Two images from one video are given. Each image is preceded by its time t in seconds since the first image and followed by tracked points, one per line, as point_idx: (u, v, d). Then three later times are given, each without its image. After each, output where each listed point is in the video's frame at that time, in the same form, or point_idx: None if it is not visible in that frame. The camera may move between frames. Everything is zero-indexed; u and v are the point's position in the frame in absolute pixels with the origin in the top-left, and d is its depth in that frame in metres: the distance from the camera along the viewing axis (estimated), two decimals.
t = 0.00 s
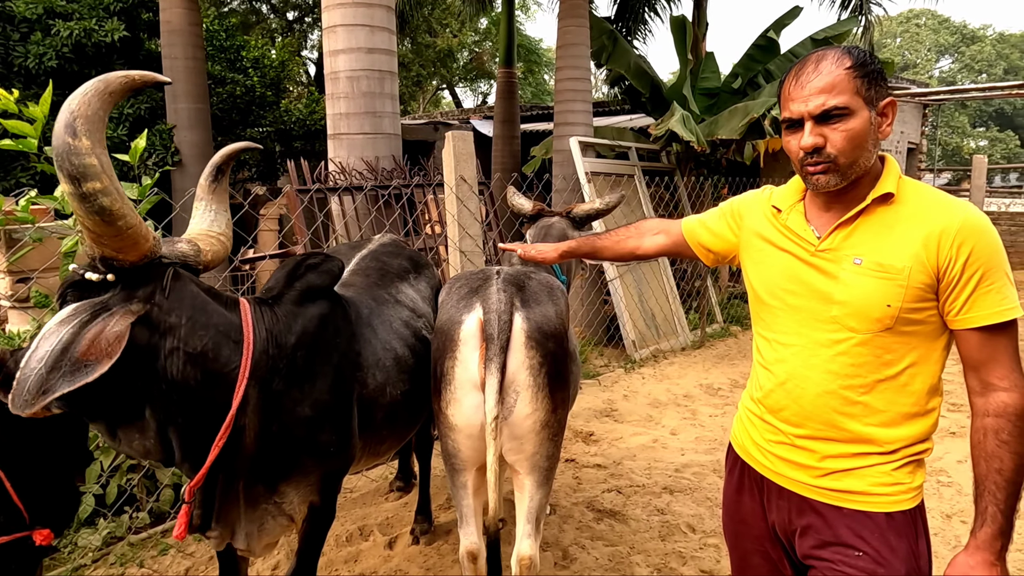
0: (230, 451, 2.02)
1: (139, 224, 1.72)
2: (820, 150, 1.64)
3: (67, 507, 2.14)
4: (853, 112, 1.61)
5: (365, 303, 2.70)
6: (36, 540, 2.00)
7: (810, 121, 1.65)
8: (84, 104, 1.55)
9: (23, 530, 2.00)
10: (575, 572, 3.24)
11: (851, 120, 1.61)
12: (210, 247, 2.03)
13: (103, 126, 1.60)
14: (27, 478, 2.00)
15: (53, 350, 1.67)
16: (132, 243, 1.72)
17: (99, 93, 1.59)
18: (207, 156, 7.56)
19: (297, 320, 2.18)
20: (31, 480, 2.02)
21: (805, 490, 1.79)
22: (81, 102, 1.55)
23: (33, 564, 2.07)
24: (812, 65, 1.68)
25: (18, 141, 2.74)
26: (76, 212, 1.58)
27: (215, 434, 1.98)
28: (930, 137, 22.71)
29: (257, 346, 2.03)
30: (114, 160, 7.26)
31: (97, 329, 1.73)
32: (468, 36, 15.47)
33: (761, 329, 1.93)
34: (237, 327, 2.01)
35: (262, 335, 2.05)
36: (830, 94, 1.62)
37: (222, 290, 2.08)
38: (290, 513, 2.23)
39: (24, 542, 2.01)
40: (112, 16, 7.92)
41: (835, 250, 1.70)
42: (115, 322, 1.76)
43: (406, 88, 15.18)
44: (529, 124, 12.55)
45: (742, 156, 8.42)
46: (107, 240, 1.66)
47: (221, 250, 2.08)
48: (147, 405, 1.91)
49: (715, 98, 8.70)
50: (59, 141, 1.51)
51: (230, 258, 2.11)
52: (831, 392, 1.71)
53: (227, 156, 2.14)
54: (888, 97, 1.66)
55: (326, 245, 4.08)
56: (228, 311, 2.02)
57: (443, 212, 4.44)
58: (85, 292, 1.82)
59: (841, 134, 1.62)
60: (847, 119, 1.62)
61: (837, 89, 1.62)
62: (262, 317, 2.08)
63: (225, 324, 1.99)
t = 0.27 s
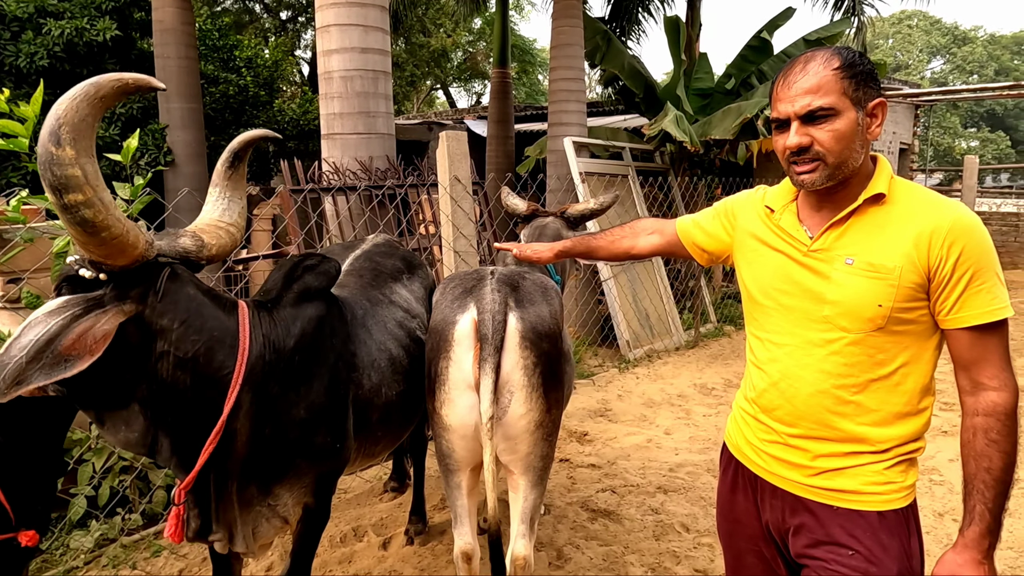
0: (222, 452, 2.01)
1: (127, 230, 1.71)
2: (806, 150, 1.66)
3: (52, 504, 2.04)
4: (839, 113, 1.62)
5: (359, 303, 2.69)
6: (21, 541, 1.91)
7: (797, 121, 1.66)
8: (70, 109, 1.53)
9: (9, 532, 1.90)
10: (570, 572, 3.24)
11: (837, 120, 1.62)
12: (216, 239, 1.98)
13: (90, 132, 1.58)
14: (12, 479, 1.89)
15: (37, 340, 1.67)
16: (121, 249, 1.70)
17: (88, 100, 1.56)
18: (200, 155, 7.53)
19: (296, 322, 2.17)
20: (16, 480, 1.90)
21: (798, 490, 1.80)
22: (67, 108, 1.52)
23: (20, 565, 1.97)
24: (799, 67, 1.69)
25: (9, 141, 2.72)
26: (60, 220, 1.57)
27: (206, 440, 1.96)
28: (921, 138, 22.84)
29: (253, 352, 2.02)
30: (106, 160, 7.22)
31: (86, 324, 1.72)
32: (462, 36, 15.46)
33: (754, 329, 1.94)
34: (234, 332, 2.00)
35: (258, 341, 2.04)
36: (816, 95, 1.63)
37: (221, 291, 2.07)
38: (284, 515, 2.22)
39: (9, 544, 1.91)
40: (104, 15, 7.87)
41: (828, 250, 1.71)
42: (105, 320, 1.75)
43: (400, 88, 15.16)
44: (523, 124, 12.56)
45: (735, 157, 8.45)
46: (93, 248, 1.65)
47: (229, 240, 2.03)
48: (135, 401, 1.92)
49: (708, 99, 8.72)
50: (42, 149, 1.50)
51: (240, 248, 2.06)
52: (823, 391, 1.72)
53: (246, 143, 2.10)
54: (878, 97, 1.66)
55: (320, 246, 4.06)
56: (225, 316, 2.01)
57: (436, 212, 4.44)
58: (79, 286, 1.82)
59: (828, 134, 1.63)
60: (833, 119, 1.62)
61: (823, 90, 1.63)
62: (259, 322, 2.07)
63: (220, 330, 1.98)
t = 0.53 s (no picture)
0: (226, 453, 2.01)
1: (96, 234, 1.70)
2: (804, 149, 1.66)
3: (51, 511, 2.24)
4: (835, 112, 1.62)
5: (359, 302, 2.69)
6: (17, 543, 2.07)
7: (794, 119, 1.66)
8: (5, 122, 1.52)
9: (7, 533, 2.10)
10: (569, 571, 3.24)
11: (835, 119, 1.63)
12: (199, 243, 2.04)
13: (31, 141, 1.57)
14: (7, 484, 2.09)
15: (89, 367, 1.70)
16: (94, 253, 1.69)
17: (18, 108, 1.54)
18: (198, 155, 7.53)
19: (296, 321, 2.17)
20: (15, 487, 2.11)
21: (795, 489, 1.80)
22: None
23: (16, 565, 2.16)
24: (797, 67, 1.70)
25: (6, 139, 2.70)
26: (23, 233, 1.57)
27: (212, 439, 1.98)
28: (919, 138, 22.87)
29: (251, 351, 2.02)
30: (103, 159, 7.21)
31: (116, 336, 1.76)
32: (461, 36, 15.45)
33: (752, 328, 1.94)
34: (230, 332, 2.00)
35: (256, 340, 2.04)
36: (813, 94, 1.63)
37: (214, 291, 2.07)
38: (286, 514, 2.22)
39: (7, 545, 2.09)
40: (101, 14, 7.85)
41: (826, 250, 1.71)
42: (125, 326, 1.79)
43: (399, 87, 15.15)
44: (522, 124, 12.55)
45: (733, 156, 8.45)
46: (66, 255, 1.64)
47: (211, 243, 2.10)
48: (142, 409, 1.95)
49: (706, 99, 8.73)
50: None
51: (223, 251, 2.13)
52: (820, 390, 1.72)
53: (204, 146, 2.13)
54: (875, 97, 1.66)
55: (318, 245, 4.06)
56: (221, 316, 2.00)
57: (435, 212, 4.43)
58: (73, 310, 1.80)
59: (824, 133, 1.63)
60: (830, 118, 1.63)
61: (820, 89, 1.63)
62: (257, 321, 2.07)
63: (215, 329, 1.97)
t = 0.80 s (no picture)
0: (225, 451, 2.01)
1: (118, 226, 1.69)
2: (799, 148, 1.66)
3: (54, 512, 2.13)
4: (832, 111, 1.62)
5: (358, 301, 2.69)
6: (20, 542, 1.97)
7: (790, 119, 1.66)
8: (45, 106, 1.52)
9: (9, 532, 1.99)
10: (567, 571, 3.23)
11: (831, 118, 1.62)
12: (196, 243, 2.01)
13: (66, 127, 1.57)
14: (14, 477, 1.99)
15: (72, 356, 1.66)
16: (114, 245, 1.69)
17: (57, 93, 1.54)
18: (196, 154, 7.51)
19: (293, 320, 2.17)
20: (18, 483, 2.01)
21: (793, 486, 1.80)
22: (40, 103, 1.51)
23: (20, 565, 2.06)
24: (794, 66, 1.70)
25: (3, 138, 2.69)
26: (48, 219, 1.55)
27: (212, 438, 1.97)
28: (917, 137, 22.88)
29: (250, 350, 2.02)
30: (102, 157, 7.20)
31: (110, 329, 1.73)
32: (460, 35, 15.45)
33: (751, 327, 1.94)
34: (231, 328, 2.00)
35: (255, 338, 2.04)
36: (808, 93, 1.64)
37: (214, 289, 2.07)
38: (285, 513, 2.22)
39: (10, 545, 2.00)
40: (99, 12, 7.83)
41: (825, 249, 1.71)
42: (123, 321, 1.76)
43: (397, 86, 15.14)
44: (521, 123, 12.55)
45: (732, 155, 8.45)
46: (87, 245, 1.63)
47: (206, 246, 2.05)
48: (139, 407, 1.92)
49: (705, 98, 8.73)
50: (22, 146, 1.48)
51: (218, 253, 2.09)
52: (818, 388, 1.72)
53: (207, 147, 2.08)
54: (872, 95, 1.65)
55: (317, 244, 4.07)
56: (221, 313, 2.00)
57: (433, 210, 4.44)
58: (75, 300, 1.78)
59: (820, 131, 1.63)
60: (825, 117, 1.63)
61: (815, 89, 1.63)
62: (256, 319, 2.07)
63: (217, 327, 1.97)
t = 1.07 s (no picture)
0: (222, 447, 2.01)
1: (143, 218, 1.68)
2: (793, 147, 1.66)
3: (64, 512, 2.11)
4: (825, 110, 1.62)
5: (356, 300, 2.69)
6: (30, 540, 1.96)
7: (785, 118, 1.67)
8: (95, 91, 1.53)
9: (17, 531, 1.95)
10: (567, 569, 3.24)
11: (825, 117, 1.62)
12: (228, 232, 1.99)
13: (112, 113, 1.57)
14: (28, 475, 1.98)
15: (54, 326, 1.62)
16: (134, 236, 1.68)
17: (109, 81, 1.55)
18: (195, 152, 7.50)
19: (294, 318, 2.17)
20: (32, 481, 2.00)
21: (791, 483, 1.80)
22: (91, 88, 1.53)
23: (28, 564, 2.04)
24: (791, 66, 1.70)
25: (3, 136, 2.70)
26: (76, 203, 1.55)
27: (208, 436, 1.97)
28: (916, 136, 22.88)
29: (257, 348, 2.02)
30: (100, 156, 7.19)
31: (103, 311, 1.69)
32: (458, 33, 15.44)
33: (751, 325, 1.94)
34: (242, 328, 1.98)
35: (264, 335, 2.04)
36: (802, 93, 1.64)
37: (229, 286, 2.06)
38: (280, 512, 2.22)
39: (18, 544, 1.98)
40: (98, 10, 7.81)
41: (824, 248, 1.71)
42: (122, 307, 1.73)
43: (396, 85, 15.13)
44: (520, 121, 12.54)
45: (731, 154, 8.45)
46: (109, 234, 1.63)
47: (241, 236, 2.04)
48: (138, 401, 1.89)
49: (704, 96, 8.73)
50: (65, 128, 1.48)
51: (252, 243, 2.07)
52: (816, 387, 1.72)
53: (264, 139, 2.12)
54: (869, 95, 1.64)
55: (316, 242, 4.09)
56: (234, 311, 1.99)
57: (433, 209, 4.44)
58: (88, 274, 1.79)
59: (814, 131, 1.63)
60: (820, 117, 1.62)
61: (810, 88, 1.63)
62: (266, 317, 2.08)
63: (228, 324, 1.96)
